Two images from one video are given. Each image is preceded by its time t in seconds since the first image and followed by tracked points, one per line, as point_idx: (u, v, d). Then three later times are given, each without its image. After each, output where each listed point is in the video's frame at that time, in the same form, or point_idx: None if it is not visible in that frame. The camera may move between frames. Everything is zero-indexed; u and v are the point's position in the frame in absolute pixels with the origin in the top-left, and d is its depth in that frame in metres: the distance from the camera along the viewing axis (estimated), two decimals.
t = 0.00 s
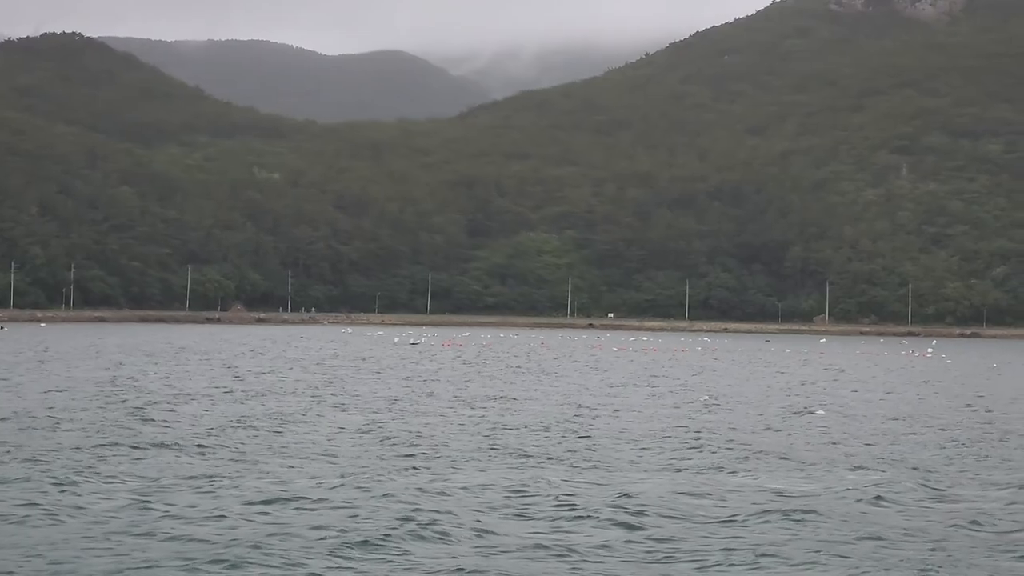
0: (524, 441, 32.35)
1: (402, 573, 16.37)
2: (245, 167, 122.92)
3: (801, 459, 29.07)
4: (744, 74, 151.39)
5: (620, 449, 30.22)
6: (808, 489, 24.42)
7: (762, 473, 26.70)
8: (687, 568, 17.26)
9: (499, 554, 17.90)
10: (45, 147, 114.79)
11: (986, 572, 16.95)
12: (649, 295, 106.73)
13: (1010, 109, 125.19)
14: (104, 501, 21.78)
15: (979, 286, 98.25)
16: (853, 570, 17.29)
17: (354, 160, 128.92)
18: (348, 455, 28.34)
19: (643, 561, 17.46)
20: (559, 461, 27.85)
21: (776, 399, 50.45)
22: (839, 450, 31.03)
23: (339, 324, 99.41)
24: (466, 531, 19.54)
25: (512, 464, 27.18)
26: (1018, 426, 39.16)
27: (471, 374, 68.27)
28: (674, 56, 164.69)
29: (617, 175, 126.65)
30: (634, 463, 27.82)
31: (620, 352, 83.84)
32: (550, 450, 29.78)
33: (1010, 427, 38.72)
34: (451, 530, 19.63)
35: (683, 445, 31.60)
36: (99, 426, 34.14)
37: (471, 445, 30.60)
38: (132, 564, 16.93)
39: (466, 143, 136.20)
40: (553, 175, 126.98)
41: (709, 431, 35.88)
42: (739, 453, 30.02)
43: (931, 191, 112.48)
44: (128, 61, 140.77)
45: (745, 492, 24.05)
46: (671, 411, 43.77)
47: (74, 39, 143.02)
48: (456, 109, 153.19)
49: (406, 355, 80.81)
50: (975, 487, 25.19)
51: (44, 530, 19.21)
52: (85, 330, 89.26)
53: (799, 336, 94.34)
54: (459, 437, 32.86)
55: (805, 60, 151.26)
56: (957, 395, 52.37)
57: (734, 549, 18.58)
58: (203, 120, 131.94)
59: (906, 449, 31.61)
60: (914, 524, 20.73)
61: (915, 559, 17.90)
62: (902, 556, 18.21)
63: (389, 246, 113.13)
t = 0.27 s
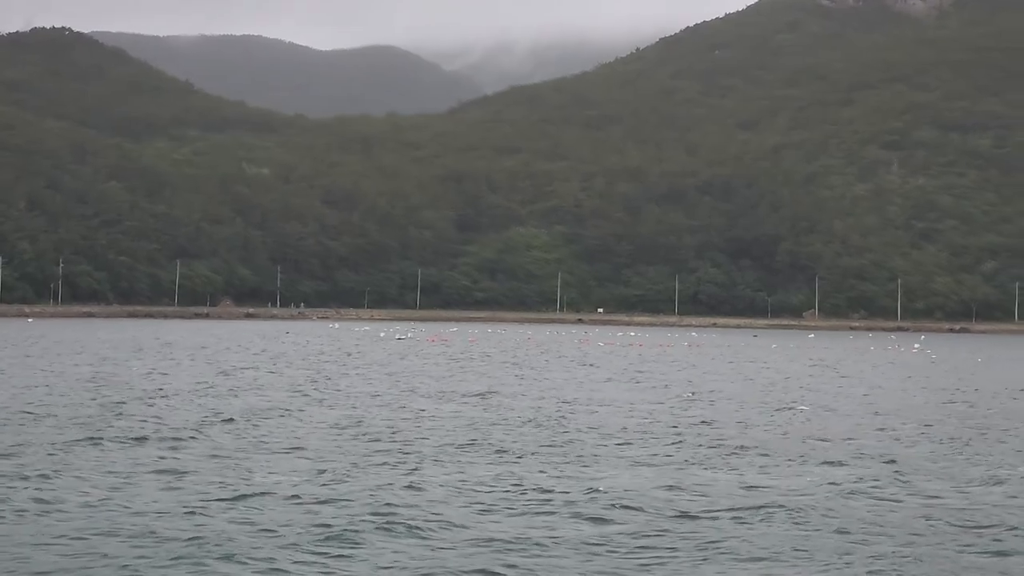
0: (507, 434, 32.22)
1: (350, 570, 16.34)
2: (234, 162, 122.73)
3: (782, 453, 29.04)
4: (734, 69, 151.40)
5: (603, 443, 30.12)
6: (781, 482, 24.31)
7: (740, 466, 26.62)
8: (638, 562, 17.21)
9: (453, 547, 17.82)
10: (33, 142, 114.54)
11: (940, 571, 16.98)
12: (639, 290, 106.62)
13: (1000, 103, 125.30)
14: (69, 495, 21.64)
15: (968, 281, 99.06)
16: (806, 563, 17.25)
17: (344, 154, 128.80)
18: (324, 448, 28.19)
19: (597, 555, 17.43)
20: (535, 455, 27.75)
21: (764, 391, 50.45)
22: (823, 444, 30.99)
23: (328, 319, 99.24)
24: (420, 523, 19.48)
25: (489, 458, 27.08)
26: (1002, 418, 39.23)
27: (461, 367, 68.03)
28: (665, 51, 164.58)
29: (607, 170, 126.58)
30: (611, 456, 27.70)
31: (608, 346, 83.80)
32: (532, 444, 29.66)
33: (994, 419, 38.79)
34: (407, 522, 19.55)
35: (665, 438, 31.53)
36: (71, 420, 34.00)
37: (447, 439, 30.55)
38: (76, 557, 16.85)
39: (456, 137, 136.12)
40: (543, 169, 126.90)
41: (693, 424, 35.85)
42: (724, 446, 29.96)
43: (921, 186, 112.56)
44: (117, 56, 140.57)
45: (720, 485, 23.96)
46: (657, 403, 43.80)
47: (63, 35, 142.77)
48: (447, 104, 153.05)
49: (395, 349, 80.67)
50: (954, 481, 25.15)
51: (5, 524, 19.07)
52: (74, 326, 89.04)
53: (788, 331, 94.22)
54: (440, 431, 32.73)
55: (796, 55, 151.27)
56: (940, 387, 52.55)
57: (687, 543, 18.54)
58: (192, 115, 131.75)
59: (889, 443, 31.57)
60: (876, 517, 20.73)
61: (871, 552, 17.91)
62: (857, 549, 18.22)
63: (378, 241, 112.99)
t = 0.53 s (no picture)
0: (486, 426, 32.10)
1: (298, 565, 16.23)
2: (222, 155, 122.58)
3: (758, 447, 28.95)
4: (724, 62, 151.40)
5: (579, 436, 30.03)
6: (752, 476, 24.21)
7: (715, 460, 26.52)
8: (593, 556, 17.09)
9: (407, 540, 17.71)
10: (21, 134, 114.33)
11: (899, 567, 16.87)
12: (627, 284, 106.57)
13: (989, 97, 125.31)
14: (34, 487, 21.53)
15: (956, 275, 99.14)
16: (764, 558, 17.14)
17: (333, 148, 128.65)
18: (297, 441, 28.05)
19: (552, 549, 17.33)
20: (510, 448, 27.62)
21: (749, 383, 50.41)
22: (802, 438, 30.93)
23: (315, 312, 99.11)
24: (379, 516, 19.35)
25: (464, 451, 26.95)
26: (984, 411, 39.21)
27: (448, 357, 67.99)
28: (654, 45, 164.42)
29: (596, 164, 126.54)
30: (586, 450, 27.60)
31: (594, 339, 83.76)
32: (509, 437, 29.54)
33: (975, 413, 38.76)
34: (368, 515, 19.43)
35: (644, 431, 31.45)
36: (45, 412, 33.92)
37: (423, 432, 30.44)
38: (28, 550, 16.73)
39: (445, 130, 136.05)
40: (531, 163, 126.86)
41: (677, 417, 35.74)
42: (703, 440, 29.86)
43: (909, 180, 112.53)
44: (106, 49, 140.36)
45: (692, 479, 23.84)
46: (642, 394, 43.74)
47: (51, 26, 142.52)
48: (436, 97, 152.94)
49: (383, 340, 80.64)
50: (928, 475, 25.07)
51: None
52: (60, 319, 88.89)
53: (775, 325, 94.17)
54: (419, 423, 32.61)
55: (785, 49, 151.33)
56: (923, 379, 52.55)
57: (646, 536, 18.42)
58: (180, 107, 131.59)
59: (868, 438, 31.51)
60: (843, 511, 20.64)
61: (830, 548, 17.81)
62: (817, 544, 18.11)
63: (366, 235, 112.86)
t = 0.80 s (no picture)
0: (459, 418, 32.04)
1: (245, 556, 16.13)
2: (209, 147, 122.44)
3: (728, 438, 28.99)
4: (711, 54, 151.59)
5: (552, 428, 29.96)
6: (717, 468, 24.12)
7: (683, 452, 26.46)
8: (546, 547, 17.05)
9: (359, 531, 17.62)
10: (6, 127, 114.15)
11: (853, 559, 16.79)
12: (613, 276, 106.52)
13: (975, 91, 125.45)
14: None
15: (941, 269, 99.20)
16: (718, 551, 17.05)
17: (320, 140, 128.52)
18: (266, 433, 27.97)
19: (503, 540, 17.22)
20: (480, 440, 27.53)
21: (726, 374, 50.46)
22: (775, 430, 30.89)
23: (300, 305, 98.91)
24: (336, 507, 19.26)
25: (433, 443, 26.86)
26: (959, 403, 39.25)
27: (430, 347, 68.06)
28: (641, 37, 164.37)
29: (583, 156, 126.54)
30: (556, 441, 27.51)
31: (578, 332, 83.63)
32: (482, 428, 29.46)
33: (950, 404, 38.78)
34: (323, 507, 19.33)
35: (618, 422, 31.40)
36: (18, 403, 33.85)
37: (390, 422, 30.43)
38: None
39: (431, 122, 136.01)
40: (518, 155, 126.82)
41: (651, 409, 35.74)
42: (674, 432, 29.79)
43: (895, 173, 112.55)
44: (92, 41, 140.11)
45: (656, 471, 23.76)
46: (620, 385, 43.76)
47: (37, 18, 142.19)
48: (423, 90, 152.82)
49: (368, 331, 80.63)
50: (895, 467, 25.03)
51: None
52: (44, 312, 88.69)
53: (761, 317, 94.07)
54: (392, 415, 32.55)
55: (773, 41, 151.46)
56: (900, 372, 52.61)
57: (602, 528, 18.34)
58: (166, 100, 131.35)
59: (843, 430, 31.48)
60: (805, 502, 20.55)
61: (786, 539, 17.72)
62: (774, 536, 18.03)
63: (352, 227, 112.75)
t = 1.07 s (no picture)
0: (433, 405, 31.98)
1: (189, 540, 16.05)
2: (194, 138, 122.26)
3: (699, 427, 29.10)
4: (697, 46, 151.62)
5: (526, 415, 29.90)
6: (680, 457, 24.07)
7: (653, 440, 26.42)
8: (506, 531, 17.04)
9: (307, 517, 17.51)
10: None
11: (805, 546, 16.73)
12: (598, 268, 106.54)
13: (960, 83, 125.66)
14: None
15: (926, 262, 99.30)
16: (668, 536, 16.97)
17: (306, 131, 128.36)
18: (233, 421, 27.87)
19: (452, 525, 17.14)
20: (449, 428, 27.45)
21: (706, 366, 50.58)
22: (751, 420, 30.88)
23: (285, 296, 98.77)
24: (297, 494, 19.25)
25: (401, 431, 26.77)
26: (938, 395, 39.26)
27: (415, 337, 68.08)
28: (628, 29, 164.30)
29: (569, 148, 126.57)
30: (527, 429, 27.43)
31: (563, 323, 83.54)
32: (454, 416, 29.39)
33: (927, 396, 38.86)
34: (274, 494, 19.23)
35: (592, 410, 31.36)
36: None
37: (360, 410, 30.46)
38: None
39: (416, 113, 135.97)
40: (503, 147, 126.82)
41: (630, 399, 35.70)
42: (648, 420, 29.75)
43: (881, 165, 112.62)
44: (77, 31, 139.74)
45: (619, 458, 23.70)
46: (602, 376, 43.76)
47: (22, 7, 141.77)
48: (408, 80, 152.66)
49: (353, 322, 80.66)
50: (863, 457, 25.02)
51: None
52: (27, 302, 88.45)
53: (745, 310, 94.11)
54: (367, 403, 32.47)
55: (759, 33, 151.50)
56: (879, 364, 52.70)
57: (565, 513, 18.35)
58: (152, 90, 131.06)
59: (819, 420, 31.49)
60: (761, 492, 20.49)
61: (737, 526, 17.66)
62: (726, 522, 17.96)
63: (337, 219, 112.66)
